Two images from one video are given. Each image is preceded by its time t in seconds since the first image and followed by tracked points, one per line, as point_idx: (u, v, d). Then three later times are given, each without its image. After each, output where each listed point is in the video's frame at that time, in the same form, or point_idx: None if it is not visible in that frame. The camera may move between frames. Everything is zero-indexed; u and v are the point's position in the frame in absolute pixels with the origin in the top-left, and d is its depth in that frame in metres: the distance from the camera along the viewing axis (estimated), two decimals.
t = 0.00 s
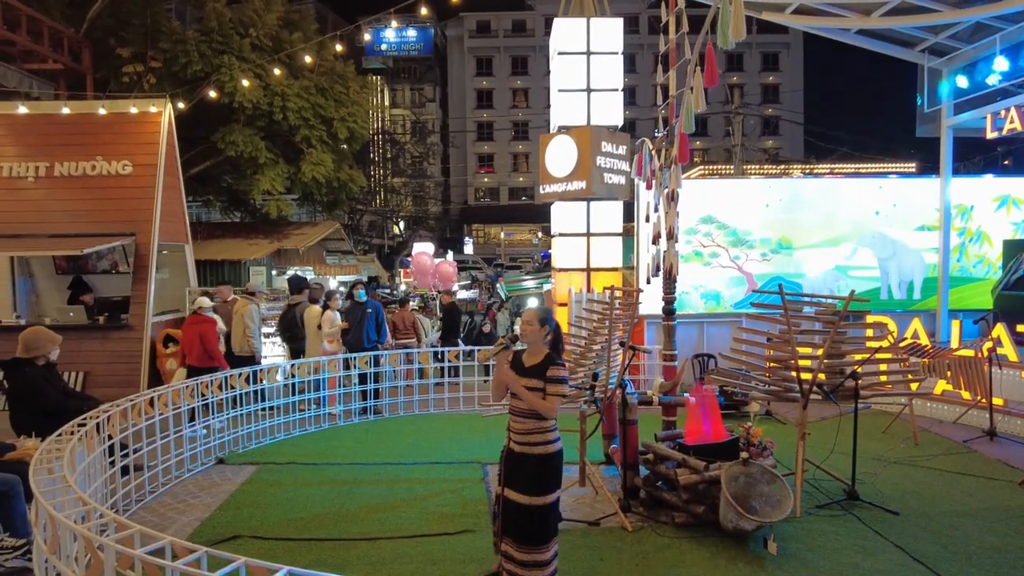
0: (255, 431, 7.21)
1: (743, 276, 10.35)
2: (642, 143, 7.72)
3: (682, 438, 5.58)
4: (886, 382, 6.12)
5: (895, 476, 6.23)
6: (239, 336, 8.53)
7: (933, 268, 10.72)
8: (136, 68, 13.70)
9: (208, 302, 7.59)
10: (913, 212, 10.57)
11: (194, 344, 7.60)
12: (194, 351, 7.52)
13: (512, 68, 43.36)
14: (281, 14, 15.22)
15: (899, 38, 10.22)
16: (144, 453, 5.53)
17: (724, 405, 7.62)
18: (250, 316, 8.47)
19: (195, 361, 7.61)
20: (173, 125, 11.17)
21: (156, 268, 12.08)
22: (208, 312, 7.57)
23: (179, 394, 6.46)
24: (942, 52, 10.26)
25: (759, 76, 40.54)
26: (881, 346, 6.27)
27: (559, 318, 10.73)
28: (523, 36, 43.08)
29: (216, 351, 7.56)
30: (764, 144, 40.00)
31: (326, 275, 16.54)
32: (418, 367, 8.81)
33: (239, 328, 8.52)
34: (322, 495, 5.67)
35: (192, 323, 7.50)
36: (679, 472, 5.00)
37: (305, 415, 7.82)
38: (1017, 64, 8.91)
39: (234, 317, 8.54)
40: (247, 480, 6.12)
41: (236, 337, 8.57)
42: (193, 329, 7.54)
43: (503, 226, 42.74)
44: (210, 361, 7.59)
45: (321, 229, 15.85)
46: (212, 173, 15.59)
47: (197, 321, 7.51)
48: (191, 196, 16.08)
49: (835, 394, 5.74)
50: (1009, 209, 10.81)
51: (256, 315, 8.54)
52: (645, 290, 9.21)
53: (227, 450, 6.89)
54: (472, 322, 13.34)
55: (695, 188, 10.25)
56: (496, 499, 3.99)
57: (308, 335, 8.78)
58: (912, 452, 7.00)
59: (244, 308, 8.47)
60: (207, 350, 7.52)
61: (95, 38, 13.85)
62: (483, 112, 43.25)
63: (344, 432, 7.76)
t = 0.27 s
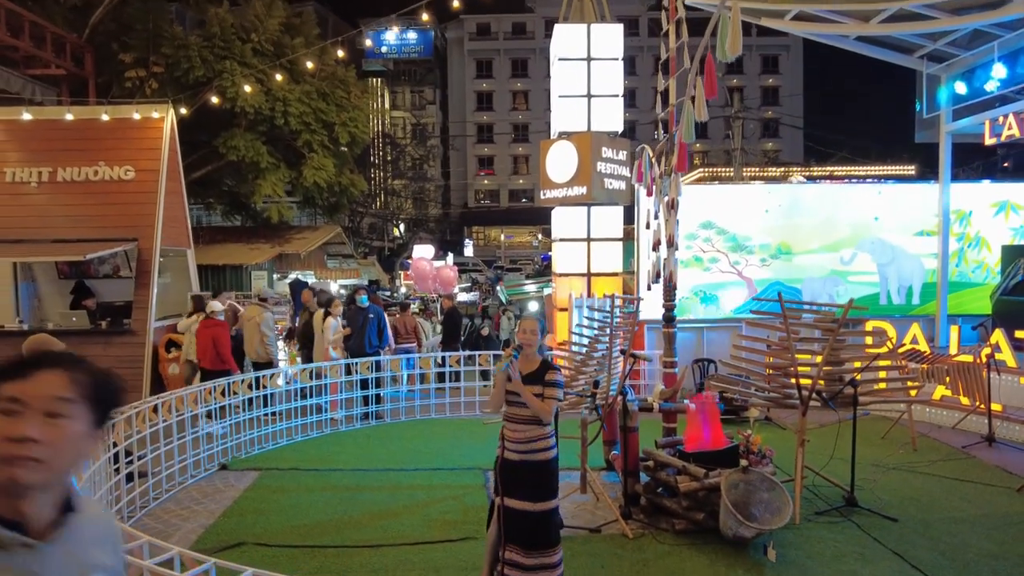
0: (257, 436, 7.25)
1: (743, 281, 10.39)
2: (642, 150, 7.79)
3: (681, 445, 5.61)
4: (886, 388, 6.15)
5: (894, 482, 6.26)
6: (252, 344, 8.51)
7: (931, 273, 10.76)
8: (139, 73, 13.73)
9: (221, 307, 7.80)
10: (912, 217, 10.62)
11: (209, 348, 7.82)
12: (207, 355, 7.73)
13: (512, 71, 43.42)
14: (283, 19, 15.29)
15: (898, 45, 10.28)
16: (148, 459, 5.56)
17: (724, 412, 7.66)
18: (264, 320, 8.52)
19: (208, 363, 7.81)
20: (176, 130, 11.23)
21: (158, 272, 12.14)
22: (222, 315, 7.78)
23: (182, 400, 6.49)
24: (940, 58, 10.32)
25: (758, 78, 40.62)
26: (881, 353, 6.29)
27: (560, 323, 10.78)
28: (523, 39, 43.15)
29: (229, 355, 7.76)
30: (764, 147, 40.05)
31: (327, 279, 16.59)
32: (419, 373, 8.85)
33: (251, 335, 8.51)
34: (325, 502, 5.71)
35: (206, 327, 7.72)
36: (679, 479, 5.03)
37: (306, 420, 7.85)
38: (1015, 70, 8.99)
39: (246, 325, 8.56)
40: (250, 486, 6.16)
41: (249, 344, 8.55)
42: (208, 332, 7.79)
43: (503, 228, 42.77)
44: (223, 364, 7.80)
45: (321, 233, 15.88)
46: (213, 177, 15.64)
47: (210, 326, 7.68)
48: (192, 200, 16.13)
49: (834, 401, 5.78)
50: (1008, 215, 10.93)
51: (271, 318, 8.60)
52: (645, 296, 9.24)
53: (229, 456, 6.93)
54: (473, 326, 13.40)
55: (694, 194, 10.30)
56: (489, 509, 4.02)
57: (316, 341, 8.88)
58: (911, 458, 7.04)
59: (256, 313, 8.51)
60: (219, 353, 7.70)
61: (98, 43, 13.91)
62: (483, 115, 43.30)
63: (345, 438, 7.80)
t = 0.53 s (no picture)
0: (259, 450, 7.29)
1: (741, 295, 10.47)
2: (641, 167, 7.89)
3: (681, 461, 5.65)
4: (884, 404, 6.19)
5: (891, 498, 6.29)
6: (261, 356, 8.62)
7: (929, 287, 10.85)
8: (143, 88, 13.91)
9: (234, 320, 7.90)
10: (909, 231, 10.71)
11: (219, 361, 7.87)
12: (219, 367, 7.80)
13: (512, 83, 43.67)
14: (286, 34, 15.45)
15: (894, 62, 10.40)
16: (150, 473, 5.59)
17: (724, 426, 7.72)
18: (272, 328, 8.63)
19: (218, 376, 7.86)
20: (180, 145, 11.34)
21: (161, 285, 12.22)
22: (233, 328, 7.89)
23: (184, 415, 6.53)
24: (936, 75, 10.44)
25: (757, 90, 40.86)
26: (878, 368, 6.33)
27: (560, 336, 10.85)
28: (523, 51, 43.41)
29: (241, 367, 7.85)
30: (763, 158, 40.22)
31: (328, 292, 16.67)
32: (420, 387, 8.91)
33: (261, 347, 8.63)
34: (328, 517, 5.75)
35: (218, 340, 7.81)
36: (678, 495, 5.07)
37: (308, 434, 7.90)
38: (1008, 88, 9.02)
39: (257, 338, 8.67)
40: (253, 500, 6.21)
41: (259, 356, 8.66)
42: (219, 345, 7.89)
43: (503, 239, 42.89)
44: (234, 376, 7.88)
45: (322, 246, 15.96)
46: (216, 190, 15.77)
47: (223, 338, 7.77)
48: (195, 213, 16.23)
49: (832, 417, 5.83)
50: (1004, 229, 10.97)
51: (282, 331, 8.70)
52: (644, 310, 9.31)
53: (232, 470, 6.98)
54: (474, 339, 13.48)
55: (693, 209, 10.38)
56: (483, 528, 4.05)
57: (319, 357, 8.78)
58: (909, 473, 7.09)
59: (267, 325, 8.62)
60: (231, 365, 7.81)
61: (103, 58, 14.07)
62: (483, 126, 43.52)
63: (347, 452, 7.85)
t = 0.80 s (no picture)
0: (261, 472, 7.32)
1: (741, 316, 10.52)
2: (641, 190, 7.99)
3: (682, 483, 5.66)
4: (885, 425, 6.19)
5: (892, 521, 6.29)
6: (270, 375, 8.61)
7: (927, 307, 10.92)
8: (148, 111, 14.16)
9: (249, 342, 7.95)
10: (907, 252, 10.79)
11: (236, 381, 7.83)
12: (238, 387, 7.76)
13: (512, 103, 44.00)
14: (290, 57, 15.65)
15: (889, 85, 10.54)
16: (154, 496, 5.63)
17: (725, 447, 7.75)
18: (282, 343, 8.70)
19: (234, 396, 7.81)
20: (184, 167, 11.46)
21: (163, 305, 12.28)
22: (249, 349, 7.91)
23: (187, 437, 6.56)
24: (931, 98, 10.58)
25: (755, 110, 41.18)
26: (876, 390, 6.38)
27: (561, 356, 10.88)
28: (523, 72, 43.79)
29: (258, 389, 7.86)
30: (762, 177, 40.46)
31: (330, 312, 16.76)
32: (422, 407, 8.93)
33: (270, 368, 8.62)
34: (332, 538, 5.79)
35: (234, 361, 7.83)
36: (678, 518, 5.13)
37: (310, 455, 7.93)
38: (1001, 112, 9.23)
39: (266, 359, 8.61)
40: (254, 522, 6.22)
41: (267, 376, 8.67)
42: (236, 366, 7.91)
43: (503, 257, 43.01)
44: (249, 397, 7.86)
45: (325, 265, 16.13)
46: (219, 211, 15.90)
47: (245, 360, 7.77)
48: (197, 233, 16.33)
49: (832, 439, 5.86)
50: (1000, 250, 11.04)
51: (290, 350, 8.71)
52: (645, 331, 9.35)
53: (234, 492, 7.00)
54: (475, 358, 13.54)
55: (692, 230, 10.46)
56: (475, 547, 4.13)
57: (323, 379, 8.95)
58: (910, 494, 7.10)
59: (275, 346, 8.57)
60: (247, 386, 7.80)
61: (110, 81, 14.25)
62: (484, 146, 43.81)
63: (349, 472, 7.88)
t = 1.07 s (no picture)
0: (260, 500, 7.28)
1: (741, 342, 10.56)
2: (640, 218, 8.11)
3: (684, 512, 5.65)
4: (887, 453, 6.09)
5: (895, 549, 6.26)
6: (280, 398, 8.64)
7: (927, 333, 10.93)
8: (153, 138, 14.52)
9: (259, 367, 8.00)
10: (905, 279, 10.85)
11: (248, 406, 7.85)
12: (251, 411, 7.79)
13: (512, 128, 44.43)
14: (293, 86, 15.88)
15: (884, 114, 10.69)
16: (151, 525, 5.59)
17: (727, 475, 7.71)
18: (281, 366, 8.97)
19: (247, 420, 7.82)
20: (187, 193, 11.59)
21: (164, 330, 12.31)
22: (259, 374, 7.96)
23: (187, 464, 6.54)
24: (924, 126, 10.74)
25: (753, 135, 41.58)
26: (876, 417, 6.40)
27: (560, 383, 10.77)
28: (523, 98, 44.27)
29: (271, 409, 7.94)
30: (760, 201, 40.72)
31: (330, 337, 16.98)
32: (421, 434, 8.91)
33: (280, 391, 8.67)
34: (334, 565, 5.76)
35: (246, 385, 7.88)
36: (680, 547, 5.11)
37: (310, 482, 7.90)
38: (995, 140, 9.36)
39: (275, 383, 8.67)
40: (255, 551, 6.19)
41: (277, 400, 8.68)
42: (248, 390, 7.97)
43: (503, 280, 43.10)
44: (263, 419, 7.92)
45: (326, 290, 16.23)
46: (221, 236, 16.01)
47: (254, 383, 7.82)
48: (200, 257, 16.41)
49: (832, 466, 5.80)
50: (997, 276, 11.09)
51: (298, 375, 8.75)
52: (644, 358, 9.36)
53: (233, 520, 6.96)
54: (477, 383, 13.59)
55: (691, 256, 10.52)
56: None
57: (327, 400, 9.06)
58: (913, 523, 7.06)
59: (283, 371, 8.59)
60: (261, 410, 7.84)
61: (116, 108, 14.45)
62: (484, 171, 44.14)
63: (348, 500, 7.85)
